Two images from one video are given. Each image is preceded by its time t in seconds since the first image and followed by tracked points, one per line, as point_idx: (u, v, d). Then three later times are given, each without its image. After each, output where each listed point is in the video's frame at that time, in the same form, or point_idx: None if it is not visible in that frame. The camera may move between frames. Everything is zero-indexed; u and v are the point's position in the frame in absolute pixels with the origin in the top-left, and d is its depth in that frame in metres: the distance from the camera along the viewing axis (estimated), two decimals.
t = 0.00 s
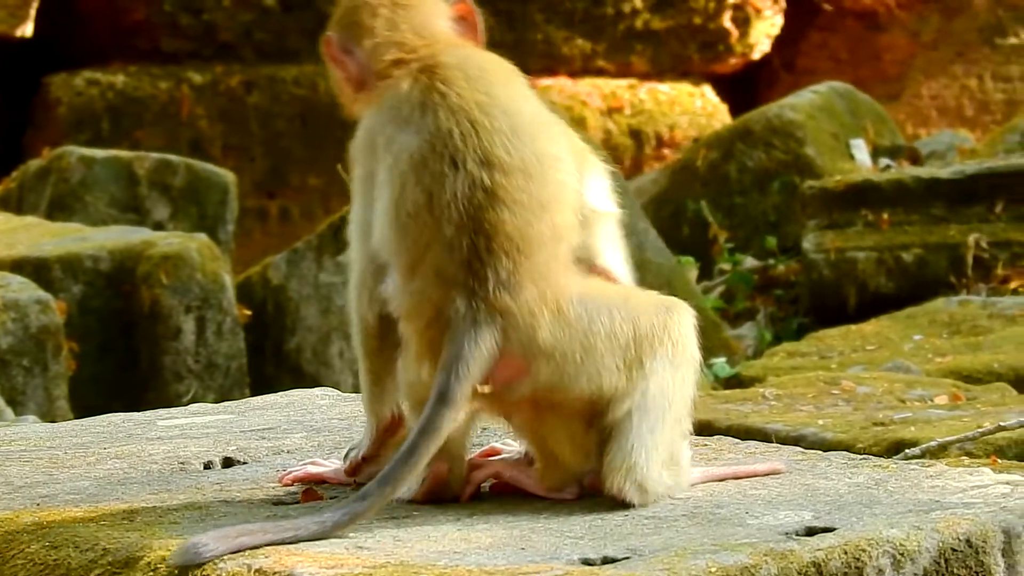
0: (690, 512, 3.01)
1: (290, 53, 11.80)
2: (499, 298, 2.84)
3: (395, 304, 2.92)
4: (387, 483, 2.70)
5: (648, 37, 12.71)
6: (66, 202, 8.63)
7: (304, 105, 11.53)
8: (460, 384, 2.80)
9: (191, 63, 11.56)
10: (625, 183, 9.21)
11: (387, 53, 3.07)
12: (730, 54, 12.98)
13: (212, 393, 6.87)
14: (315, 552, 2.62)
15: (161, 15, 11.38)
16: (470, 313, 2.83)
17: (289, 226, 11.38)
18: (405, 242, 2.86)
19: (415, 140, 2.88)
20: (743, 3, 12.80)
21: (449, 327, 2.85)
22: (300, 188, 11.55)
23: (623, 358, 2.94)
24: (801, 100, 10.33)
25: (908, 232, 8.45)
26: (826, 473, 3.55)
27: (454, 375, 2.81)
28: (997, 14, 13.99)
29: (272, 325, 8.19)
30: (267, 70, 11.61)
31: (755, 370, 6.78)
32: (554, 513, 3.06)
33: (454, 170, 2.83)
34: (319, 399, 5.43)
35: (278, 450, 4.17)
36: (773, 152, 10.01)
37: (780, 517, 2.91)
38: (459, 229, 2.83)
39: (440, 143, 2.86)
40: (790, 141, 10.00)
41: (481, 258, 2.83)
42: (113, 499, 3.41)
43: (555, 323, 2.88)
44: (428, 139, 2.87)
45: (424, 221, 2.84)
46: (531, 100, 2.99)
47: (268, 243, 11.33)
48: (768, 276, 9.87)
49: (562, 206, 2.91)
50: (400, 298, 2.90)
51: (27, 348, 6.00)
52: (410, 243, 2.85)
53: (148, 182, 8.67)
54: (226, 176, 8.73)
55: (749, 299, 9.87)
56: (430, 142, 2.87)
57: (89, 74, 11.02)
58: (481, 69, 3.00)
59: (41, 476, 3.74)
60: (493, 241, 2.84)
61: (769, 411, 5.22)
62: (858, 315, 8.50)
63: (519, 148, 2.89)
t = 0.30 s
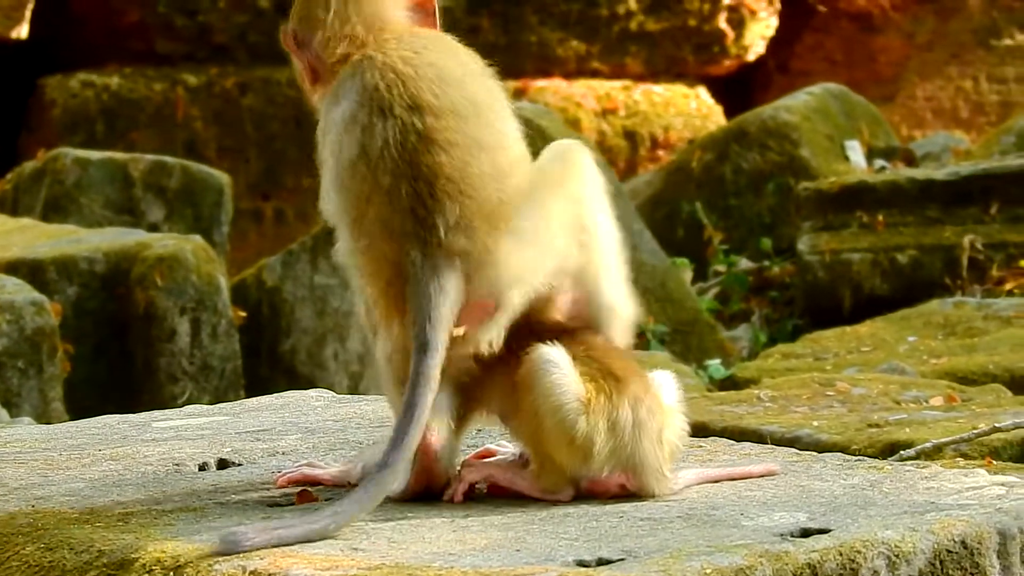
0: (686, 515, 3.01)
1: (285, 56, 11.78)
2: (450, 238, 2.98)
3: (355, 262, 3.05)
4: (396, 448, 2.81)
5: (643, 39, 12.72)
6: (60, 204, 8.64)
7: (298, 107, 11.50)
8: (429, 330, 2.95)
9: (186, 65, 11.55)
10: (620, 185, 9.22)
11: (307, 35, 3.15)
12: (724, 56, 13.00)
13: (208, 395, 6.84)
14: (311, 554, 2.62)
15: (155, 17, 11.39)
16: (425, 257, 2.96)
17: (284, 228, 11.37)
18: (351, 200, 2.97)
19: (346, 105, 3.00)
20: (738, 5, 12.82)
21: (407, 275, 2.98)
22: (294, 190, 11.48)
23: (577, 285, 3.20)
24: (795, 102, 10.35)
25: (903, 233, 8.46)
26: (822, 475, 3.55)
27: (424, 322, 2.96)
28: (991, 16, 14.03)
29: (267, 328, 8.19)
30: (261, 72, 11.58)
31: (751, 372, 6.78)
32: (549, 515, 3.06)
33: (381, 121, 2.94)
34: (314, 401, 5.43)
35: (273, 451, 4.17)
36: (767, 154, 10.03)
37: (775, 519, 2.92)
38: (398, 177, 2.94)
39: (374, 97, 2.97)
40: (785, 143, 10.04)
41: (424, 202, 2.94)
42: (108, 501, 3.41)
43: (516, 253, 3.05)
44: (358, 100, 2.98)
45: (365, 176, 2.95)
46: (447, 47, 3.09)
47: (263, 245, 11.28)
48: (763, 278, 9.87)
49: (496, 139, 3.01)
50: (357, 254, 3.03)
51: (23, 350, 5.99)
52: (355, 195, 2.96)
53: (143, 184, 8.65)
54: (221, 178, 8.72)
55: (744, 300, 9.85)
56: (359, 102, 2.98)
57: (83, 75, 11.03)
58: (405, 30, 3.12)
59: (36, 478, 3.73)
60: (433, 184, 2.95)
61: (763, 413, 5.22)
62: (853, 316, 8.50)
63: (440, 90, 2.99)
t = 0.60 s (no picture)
0: (682, 517, 3.01)
1: (280, 58, 11.78)
2: (451, 141, 3.06)
3: (354, 205, 3.12)
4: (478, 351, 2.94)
5: (638, 41, 12.71)
6: (56, 208, 8.65)
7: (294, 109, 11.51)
8: (448, 224, 2.97)
9: (181, 68, 11.54)
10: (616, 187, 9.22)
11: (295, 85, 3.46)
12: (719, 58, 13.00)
13: (203, 398, 6.81)
14: (307, 556, 2.61)
15: (151, 20, 11.36)
16: (428, 159, 3.03)
17: (280, 230, 11.37)
18: (347, 142, 3.11)
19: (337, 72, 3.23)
20: (733, 6, 12.83)
21: (411, 183, 3.02)
22: (290, 193, 11.47)
23: (549, 253, 3.34)
24: (790, 103, 10.36)
25: (899, 234, 8.46)
26: (818, 476, 3.55)
27: (440, 218, 2.98)
28: (987, 16, 14.04)
29: (263, 330, 8.20)
30: (257, 75, 11.54)
31: (747, 373, 6.78)
32: (546, 517, 3.06)
33: (374, 64, 3.16)
34: (310, 403, 5.43)
35: (269, 453, 4.17)
36: (762, 155, 10.05)
37: (771, 520, 2.92)
38: (396, 101, 3.11)
39: (368, 57, 3.20)
40: (780, 143, 10.05)
41: (424, 115, 3.08)
42: (104, 503, 3.40)
43: (515, 184, 3.13)
44: (347, 65, 3.22)
45: (361, 108, 3.11)
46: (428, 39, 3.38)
47: (258, 247, 11.31)
48: (758, 279, 9.87)
49: (481, 79, 3.22)
50: (355, 191, 3.10)
51: (18, 353, 5.98)
52: (354, 124, 3.10)
53: (138, 187, 8.64)
54: (217, 180, 8.72)
55: (739, 302, 9.84)
56: (350, 64, 3.22)
57: (79, 78, 11.02)
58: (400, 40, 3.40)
59: (32, 481, 3.73)
60: (431, 103, 3.10)
61: (760, 414, 5.23)
62: (849, 317, 8.55)
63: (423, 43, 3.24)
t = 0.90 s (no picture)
0: (683, 519, 3.01)
1: (281, 60, 11.78)
2: (499, 148, 3.30)
3: (399, 191, 3.33)
4: (455, 319, 3.06)
5: (640, 44, 12.71)
6: (58, 210, 8.63)
7: (295, 111, 11.52)
8: (477, 213, 3.17)
9: (183, 70, 11.53)
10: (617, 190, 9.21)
11: (357, 92, 3.74)
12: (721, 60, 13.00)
13: (205, 401, 6.85)
14: (309, 559, 2.61)
15: (152, 22, 11.35)
16: (480, 157, 3.27)
17: (282, 234, 11.41)
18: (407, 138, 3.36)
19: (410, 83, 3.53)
20: (734, 9, 12.85)
21: (459, 174, 3.25)
22: (291, 196, 11.51)
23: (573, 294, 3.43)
24: (792, 106, 10.35)
25: (901, 237, 8.46)
26: (820, 479, 3.55)
27: (471, 204, 3.18)
28: (988, 19, 14.06)
29: (264, 332, 8.20)
30: (258, 77, 11.58)
31: (748, 376, 6.78)
32: (547, 520, 3.07)
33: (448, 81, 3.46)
34: (312, 405, 5.43)
35: (271, 457, 4.17)
36: (763, 157, 10.05)
37: (773, 523, 2.92)
38: (458, 110, 3.38)
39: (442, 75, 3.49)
40: (782, 147, 10.06)
41: (485, 123, 3.35)
42: (106, 506, 3.40)
43: (554, 208, 3.34)
44: (423, 78, 3.51)
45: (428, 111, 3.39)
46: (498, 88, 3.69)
47: (260, 250, 11.35)
48: (760, 282, 9.87)
49: (544, 121, 3.50)
50: (405, 178, 3.32)
51: (20, 355, 5.99)
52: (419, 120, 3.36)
53: (139, 189, 8.64)
54: (218, 183, 8.71)
55: (741, 305, 9.84)
56: (424, 79, 3.52)
57: (80, 80, 11.02)
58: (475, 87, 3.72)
59: (34, 484, 3.73)
60: (494, 117, 3.38)
61: (761, 417, 5.23)
62: (850, 319, 8.52)
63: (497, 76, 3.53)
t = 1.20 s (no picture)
0: (684, 522, 3.01)
1: (282, 61, 11.77)
2: (550, 158, 3.34)
3: (444, 188, 3.35)
4: (492, 327, 3.12)
5: (641, 45, 12.70)
6: (58, 210, 8.61)
7: (296, 113, 11.56)
8: (525, 219, 3.19)
9: (184, 71, 11.52)
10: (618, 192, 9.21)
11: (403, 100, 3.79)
12: (722, 62, 13.00)
13: (205, 402, 6.86)
14: (309, 561, 2.61)
15: (154, 23, 11.30)
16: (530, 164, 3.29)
17: (282, 235, 11.45)
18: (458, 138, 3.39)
19: (460, 90, 3.56)
20: (736, 11, 12.85)
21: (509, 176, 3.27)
22: (292, 198, 11.57)
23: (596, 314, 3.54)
24: (794, 108, 10.32)
25: (902, 240, 8.45)
26: (820, 481, 3.55)
27: (520, 210, 3.20)
28: (990, 22, 14.06)
29: (264, 334, 8.20)
30: (259, 79, 11.59)
31: (748, 378, 6.79)
32: (548, 522, 3.07)
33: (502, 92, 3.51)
34: (313, 407, 5.43)
35: (271, 458, 4.17)
36: (765, 160, 10.01)
37: (774, 525, 2.91)
38: (511, 121, 3.42)
39: (497, 86, 3.55)
40: (783, 149, 9.99)
41: (537, 133, 3.39)
42: (107, 507, 3.40)
43: (591, 226, 3.39)
44: (474, 86, 3.56)
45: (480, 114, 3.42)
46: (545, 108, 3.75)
47: (261, 251, 11.38)
48: (761, 284, 9.93)
49: (592, 143, 3.55)
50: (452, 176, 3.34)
51: (21, 356, 5.99)
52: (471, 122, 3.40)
53: (141, 190, 8.65)
54: (219, 184, 8.73)
55: (742, 307, 9.88)
56: (476, 86, 3.56)
57: (82, 81, 11.01)
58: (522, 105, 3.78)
59: (34, 484, 3.72)
60: (545, 129, 3.42)
61: (761, 419, 5.23)
62: (850, 321, 8.53)
63: (549, 94, 3.58)
